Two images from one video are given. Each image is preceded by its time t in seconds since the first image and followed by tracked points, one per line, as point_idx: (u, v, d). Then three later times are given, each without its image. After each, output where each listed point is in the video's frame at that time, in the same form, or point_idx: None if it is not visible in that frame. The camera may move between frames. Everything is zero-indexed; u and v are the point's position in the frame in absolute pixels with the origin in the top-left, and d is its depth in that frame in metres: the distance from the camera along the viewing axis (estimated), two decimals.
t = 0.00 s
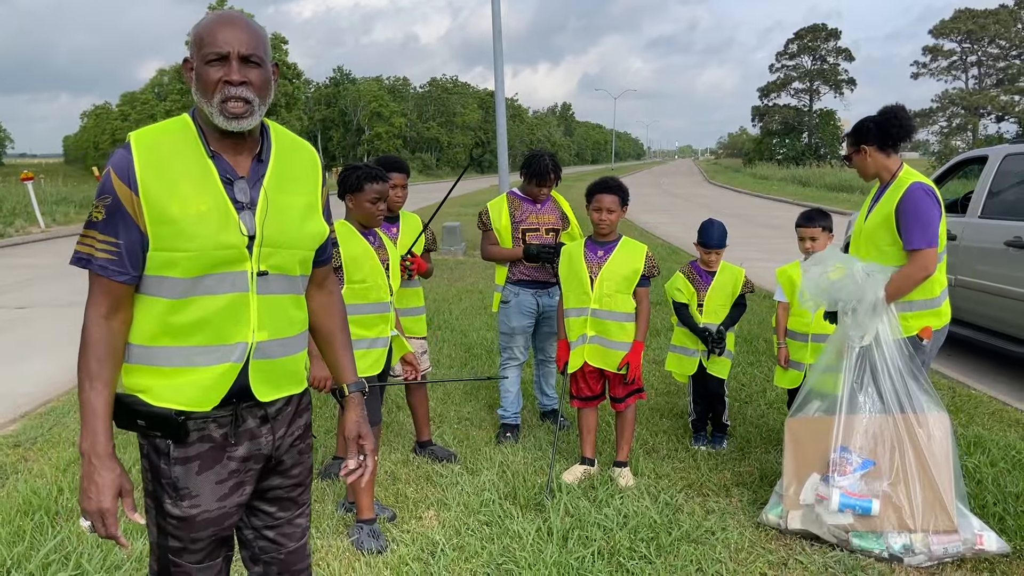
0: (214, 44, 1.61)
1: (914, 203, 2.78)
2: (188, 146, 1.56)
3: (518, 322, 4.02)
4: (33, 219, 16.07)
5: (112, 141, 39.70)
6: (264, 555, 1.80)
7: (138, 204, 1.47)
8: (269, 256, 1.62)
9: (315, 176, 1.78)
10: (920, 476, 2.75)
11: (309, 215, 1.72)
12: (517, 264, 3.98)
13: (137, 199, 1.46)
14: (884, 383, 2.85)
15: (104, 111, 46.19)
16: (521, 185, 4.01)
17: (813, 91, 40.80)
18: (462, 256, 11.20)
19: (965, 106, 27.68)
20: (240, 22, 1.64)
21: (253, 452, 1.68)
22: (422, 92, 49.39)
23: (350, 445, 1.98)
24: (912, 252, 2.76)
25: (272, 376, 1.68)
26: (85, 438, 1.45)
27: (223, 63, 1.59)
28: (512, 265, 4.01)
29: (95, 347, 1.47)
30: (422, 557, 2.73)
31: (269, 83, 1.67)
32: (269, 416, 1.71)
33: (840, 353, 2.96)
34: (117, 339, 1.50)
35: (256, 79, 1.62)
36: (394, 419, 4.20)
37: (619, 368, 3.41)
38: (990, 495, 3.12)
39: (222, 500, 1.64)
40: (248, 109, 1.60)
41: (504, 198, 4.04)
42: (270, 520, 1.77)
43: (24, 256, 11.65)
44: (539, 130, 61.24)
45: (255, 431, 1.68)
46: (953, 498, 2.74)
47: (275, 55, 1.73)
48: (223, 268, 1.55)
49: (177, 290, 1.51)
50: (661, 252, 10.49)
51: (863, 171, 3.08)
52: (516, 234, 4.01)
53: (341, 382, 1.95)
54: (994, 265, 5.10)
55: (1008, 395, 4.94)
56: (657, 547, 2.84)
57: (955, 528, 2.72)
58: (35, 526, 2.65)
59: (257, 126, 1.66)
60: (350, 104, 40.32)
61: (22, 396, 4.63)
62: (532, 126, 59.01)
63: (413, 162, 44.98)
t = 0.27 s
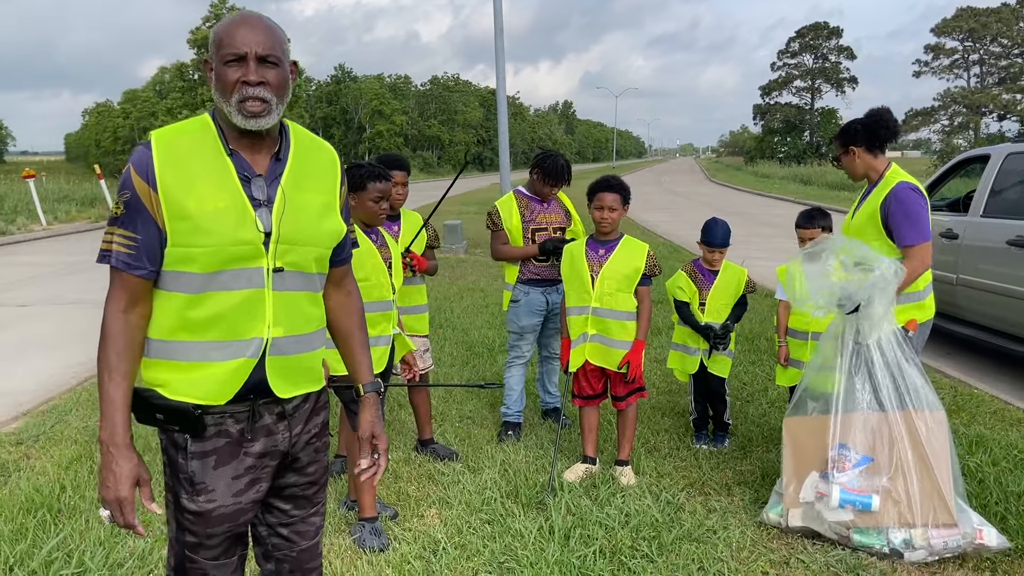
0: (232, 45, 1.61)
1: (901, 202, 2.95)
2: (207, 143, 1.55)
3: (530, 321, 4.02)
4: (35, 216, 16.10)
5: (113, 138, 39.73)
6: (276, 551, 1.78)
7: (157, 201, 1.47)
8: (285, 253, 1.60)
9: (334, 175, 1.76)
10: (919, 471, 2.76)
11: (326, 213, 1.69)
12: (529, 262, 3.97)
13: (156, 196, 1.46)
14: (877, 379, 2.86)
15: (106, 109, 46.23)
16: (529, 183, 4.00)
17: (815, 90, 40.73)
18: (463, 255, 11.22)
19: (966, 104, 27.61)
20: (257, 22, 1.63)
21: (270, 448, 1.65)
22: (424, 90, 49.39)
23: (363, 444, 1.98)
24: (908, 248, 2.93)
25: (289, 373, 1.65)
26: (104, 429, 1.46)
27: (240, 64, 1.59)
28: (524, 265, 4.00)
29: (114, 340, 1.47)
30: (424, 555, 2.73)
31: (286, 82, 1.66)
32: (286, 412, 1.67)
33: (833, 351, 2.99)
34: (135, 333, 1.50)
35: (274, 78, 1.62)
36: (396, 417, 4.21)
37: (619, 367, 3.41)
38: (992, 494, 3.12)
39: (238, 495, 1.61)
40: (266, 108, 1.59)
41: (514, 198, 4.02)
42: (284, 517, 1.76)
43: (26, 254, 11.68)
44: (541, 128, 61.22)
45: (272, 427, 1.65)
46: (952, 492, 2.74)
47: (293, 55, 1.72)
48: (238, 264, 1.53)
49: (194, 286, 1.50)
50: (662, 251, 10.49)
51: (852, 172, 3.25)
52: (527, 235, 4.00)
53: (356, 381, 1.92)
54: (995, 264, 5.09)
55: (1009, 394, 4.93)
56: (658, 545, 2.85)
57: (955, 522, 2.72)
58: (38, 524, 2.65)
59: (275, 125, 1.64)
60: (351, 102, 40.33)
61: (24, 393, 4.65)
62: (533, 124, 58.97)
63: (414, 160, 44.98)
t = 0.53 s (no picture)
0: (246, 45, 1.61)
1: (898, 194, 3.06)
2: (220, 142, 1.55)
3: (538, 320, 4.03)
4: (37, 214, 16.13)
5: (116, 136, 39.78)
6: (279, 548, 1.78)
7: (170, 199, 1.46)
8: (297, 253, 1.60)
9: (344, 175, 1.75)
10: (913, 462, 2.80)
11: (337, 213, 1.69)
12: (538, 262, 3.96)
13: (169, 194, 1.46)
14: (874, 372, 2.89)
15: (108, 106, 46.27)
16: (535, 182, 4.00)
17: (817, 88, 40.64)
18: (465, 253, 11.23)
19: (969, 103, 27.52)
20: (271, 22, 1.63)
21: (277, 445, 1.65)
22: (426, 88, 49.37)
23: (378, 439, 1.97)
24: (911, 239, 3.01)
25: (299, 372, 1.65)
26: (119, 425, 1.45)
27: (254, 63, 1.58)
28: (533, 264, 3.99)
29: (127, 336, 1.46)
30: (425, 554, 2.73)
31: (299, 82, 1.65)
32: (294, 410, 1.67)
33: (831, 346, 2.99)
34: (148, 330, 1.50)
35: (287, 77, 1.61)
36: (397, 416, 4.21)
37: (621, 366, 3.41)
38: (993, 495, 3.11)
39: (245, 492, 1.61)
40: (279, 107, 1.58)
41: (520, 200, 4.00)
42: (288, 514, 1.76)
43: (28, 251, 11.70)
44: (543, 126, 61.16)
45: (279, 425, 1.65)
46: (944, 484, 2.80)
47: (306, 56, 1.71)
48: (250, 263, 1.53)
49: (206, 283, 1.50)
50: (664, 250, 10.48)
51: (841, 174, 3.31)
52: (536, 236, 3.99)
53: (369, 377, 1.92)
54: (998, 264, 5.08)
55: (1011, 393, 4.92)
56: (659, 545, 2.85)
57: (946, 513, 2.78)
58: (40, 522, 2.66)
59: (287, 125, 1.64)
60: (353, 100, 40.33)
61: (26, 391, 4.65)
62: (536, 122, 58.91)
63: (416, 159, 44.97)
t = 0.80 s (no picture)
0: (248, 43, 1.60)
1: (911, 189, 3.08)
2: (221, 140, 1.54)
3: (538, 318, 4.02)
4: (41, 211, 16.16)
5: (119, 134, 39.83)
6: (276, 548, 1.78)
7: (172, 196, 1.45)
8: (298, 251, 1.59)
9: (344, 173, 1.75)
10: (908, 460, 2.79)
11: (336, 211, 1.69)
12: (540, 259, 3.96)
13: (171, 191, 1.45)
14: (877, 366, 2.90)
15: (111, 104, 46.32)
16: (537, 181, 3.99)
17: (821, 87, 40.52)
18: (467, 251, 11.22)
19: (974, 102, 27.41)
20: (273, 20, 1.62)
21: (274, 445, 1.64)
22: (428, 86, 49.35)
23: (373, 438, 1.95)
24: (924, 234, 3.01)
25: (299, 370, 1.65)
26: (119, 424, 1.43)
27: (257, 62, 1.57)
28: (535, 262, 3.99)
29: (127, 335, 1.45)
30: (424, 554, 2.72)
31: (301, 81, 1.64)
32: (291, 410, 1.67)
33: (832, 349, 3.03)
34: (148, 328, 1.48)
35: (289, 76, 1.60)
36: (398, 415, 4.21)
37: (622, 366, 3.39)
38: (995, 495, 3.10)
39: (242, 492, 1.61)
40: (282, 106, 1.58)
41: (523, 197, 4.00)
42: (285, 514, 1.75)
43: (31, 249, 11.72)
44: (546, 124, 61.07)
45: (276, 424, 1.64)
46: (940, 484, 2.78)
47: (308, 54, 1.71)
48: (251, 261, 1.52)
49: (207, 281, 1.49)
50: (667, 248, 10.46)
51: (845, 174, 3.28)
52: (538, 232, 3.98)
53: (364, 377, 1.90)
54: (1002, 263, 5.06)
55: (1015, 394, 4.90)
56: (659, 545, 2.84)
57: (940, 512, 2.77)
58: (39, 520, 2.65)
59: (288, 123, 1.63)
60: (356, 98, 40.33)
61: (27, 388, 4.66)
62: (539, 120, 58.83)
63: (419, 157, 44.95)
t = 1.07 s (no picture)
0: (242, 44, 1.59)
1: (917, 194, 3.06)
2: (212, 140, 1.54)
3: (530, 319, 4.02)
4: (45, 209, 16.20)
5: (123, 132, 39.91)
6: (267, 552, 1.77)
7: (161, 195, 1.44)
8: (288, 252, 1.59)
9: (336, 175, 1.75)
10: (908, 464, 2.78)
11: (328, 212, 1.68)
12: (534, 258, 3.95)
13: (160, 190, 1.44)
14: (877, 368, 2.89)
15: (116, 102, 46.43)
16: (534, 179, 3.98)
17: (826, 85, 40.39)
18: (470, 250, 11.21)
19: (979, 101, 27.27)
20: (268, 21, 1.61)
21: (263, 449, 1.64)
22: (432, 84, 49.34)
23: (367, 442, 1.97)
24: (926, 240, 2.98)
25: (288, 372, 1.64)
26: (111, 427, 1.42)
27: (250, 64, 1.56)
28: (529, 261, 3.98)
29: (117, 336, 1.44)
30: (422, 555, 2.72)
31: (294, 84, 1.64)
32: (280, 413, 1.67)
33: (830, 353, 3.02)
34: (138, 330, 1.47)
35: (283, 80, 1.59)
36: (398, 414, 4.20)
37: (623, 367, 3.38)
38: (998, 499, 3.07)
39: (230, 496, 1.60)
40: (273, 110, 1.57)
41: (520, 195, 3.99)
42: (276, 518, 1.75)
43: (35, 247, 11.75)
44: (550, 123, 60.98)
45: (265, 428, 1.64)
46: (941, 488, 2.76)
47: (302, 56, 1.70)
48: (241, 262, 1.52)
49: (197, 282, 1.48)
50: (671, 248, 10.43)
51: (855, 171, 3.26)
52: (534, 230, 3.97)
53: (352, 382, 1.91)
54: (1006, 263, 5.03)
55: (1019, 395, 4.87)
56: (658, 548, 2.82)
57: (941, 516, 2.75)
58: (36, 520, 2.66)
59: (280, 124, 1.63)
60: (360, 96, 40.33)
61: (29, 387, 4.67)
62: (543, 119, 58.75)
63: (422, 155, 44.95)
